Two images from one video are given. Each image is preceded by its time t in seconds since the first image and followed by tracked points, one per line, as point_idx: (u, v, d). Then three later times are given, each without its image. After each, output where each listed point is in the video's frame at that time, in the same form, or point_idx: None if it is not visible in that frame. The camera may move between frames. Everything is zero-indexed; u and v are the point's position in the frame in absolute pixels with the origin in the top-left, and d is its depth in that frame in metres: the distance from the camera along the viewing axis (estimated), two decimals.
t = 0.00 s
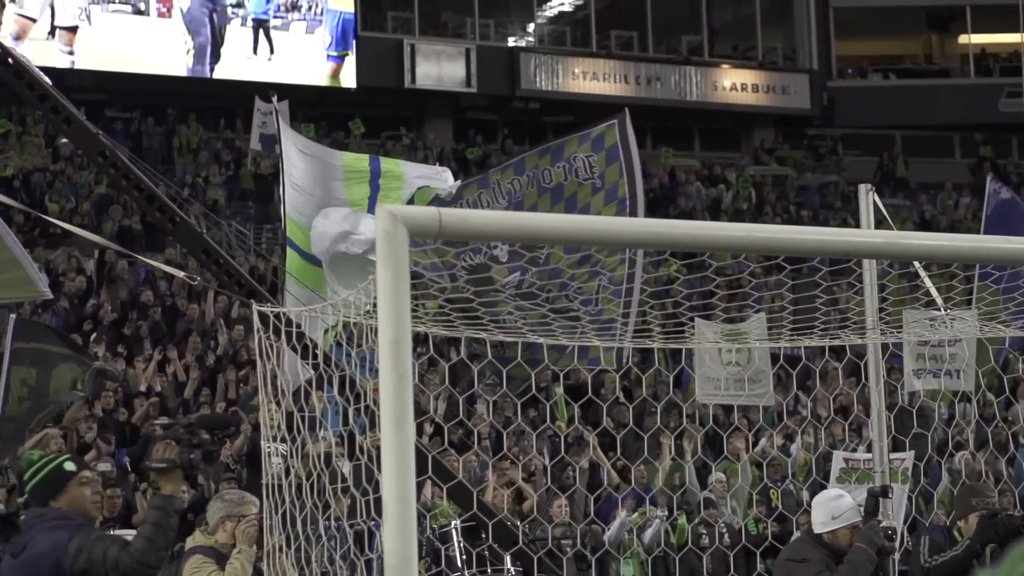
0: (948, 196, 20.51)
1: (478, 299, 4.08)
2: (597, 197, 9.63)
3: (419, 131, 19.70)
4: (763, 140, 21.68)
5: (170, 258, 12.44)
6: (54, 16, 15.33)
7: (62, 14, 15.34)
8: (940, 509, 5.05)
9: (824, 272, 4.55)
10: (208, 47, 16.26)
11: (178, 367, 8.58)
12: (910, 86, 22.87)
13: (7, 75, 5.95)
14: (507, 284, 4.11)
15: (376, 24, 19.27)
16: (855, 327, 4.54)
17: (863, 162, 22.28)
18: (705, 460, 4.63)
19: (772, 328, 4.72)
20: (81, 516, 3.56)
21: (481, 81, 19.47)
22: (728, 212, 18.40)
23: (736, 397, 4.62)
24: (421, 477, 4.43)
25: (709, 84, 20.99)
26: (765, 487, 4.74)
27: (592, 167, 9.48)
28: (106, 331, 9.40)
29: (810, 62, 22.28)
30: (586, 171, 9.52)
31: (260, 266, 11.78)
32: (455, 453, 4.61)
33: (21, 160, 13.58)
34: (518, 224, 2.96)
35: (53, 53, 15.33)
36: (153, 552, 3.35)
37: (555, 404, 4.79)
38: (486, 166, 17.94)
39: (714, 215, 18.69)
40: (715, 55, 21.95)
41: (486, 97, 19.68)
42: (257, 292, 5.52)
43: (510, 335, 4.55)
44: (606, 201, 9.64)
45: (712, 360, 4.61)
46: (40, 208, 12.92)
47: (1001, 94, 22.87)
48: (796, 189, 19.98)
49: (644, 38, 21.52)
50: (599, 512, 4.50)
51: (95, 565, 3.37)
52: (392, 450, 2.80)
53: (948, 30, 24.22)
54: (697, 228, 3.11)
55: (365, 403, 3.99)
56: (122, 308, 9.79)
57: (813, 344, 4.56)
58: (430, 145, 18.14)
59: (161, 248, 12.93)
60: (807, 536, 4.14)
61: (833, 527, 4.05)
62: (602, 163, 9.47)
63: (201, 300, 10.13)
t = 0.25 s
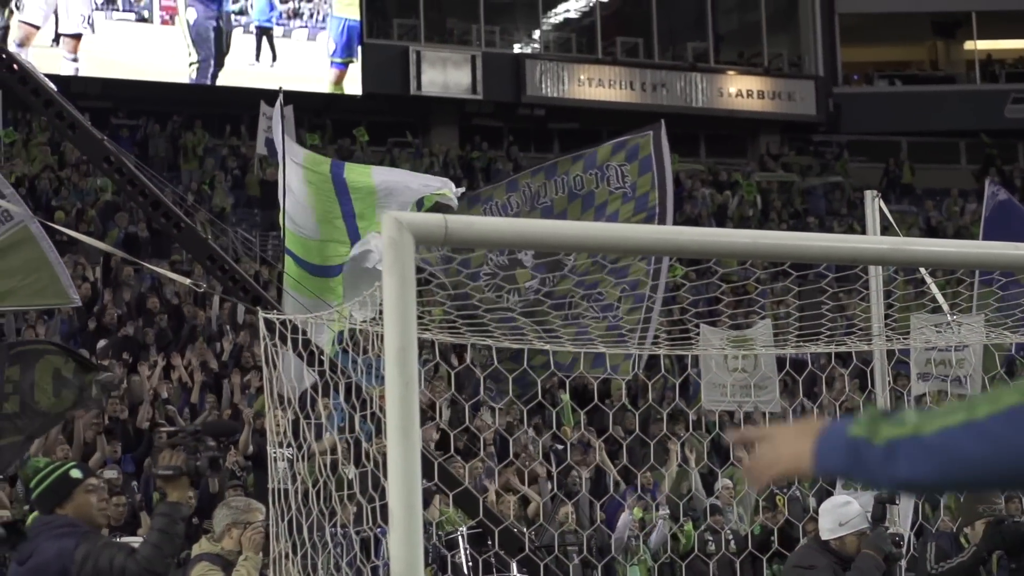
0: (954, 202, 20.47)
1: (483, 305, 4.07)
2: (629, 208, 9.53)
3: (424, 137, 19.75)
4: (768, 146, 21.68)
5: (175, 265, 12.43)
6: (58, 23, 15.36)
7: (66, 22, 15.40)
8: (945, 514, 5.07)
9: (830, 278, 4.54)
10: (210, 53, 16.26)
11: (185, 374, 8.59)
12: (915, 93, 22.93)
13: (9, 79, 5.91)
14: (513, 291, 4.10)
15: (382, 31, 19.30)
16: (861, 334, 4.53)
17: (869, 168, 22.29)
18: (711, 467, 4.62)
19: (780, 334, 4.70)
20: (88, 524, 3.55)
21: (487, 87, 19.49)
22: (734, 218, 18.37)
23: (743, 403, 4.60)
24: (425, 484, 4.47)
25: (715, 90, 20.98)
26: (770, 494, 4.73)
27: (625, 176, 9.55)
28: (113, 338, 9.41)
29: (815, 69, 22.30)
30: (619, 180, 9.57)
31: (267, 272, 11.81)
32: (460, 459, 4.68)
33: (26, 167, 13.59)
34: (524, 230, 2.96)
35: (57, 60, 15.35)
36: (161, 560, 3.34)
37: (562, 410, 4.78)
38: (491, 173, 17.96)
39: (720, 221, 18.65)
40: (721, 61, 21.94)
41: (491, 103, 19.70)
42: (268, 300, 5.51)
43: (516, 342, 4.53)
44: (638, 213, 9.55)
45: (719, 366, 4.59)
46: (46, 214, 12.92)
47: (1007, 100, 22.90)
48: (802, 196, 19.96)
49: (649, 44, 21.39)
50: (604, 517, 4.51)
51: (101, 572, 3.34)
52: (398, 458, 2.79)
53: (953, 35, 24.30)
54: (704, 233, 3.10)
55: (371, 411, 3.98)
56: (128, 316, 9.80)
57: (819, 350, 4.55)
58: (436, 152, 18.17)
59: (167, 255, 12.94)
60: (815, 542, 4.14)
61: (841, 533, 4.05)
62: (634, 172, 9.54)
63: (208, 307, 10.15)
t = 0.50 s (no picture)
0: (961, 208, 20.43)
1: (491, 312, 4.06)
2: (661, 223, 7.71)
3: (431, 143, 19.76)
4: (774, 153, 21.67)
5: (183, 272, 12.44)
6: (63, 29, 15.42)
7: (71, 28, 15.44)
8: (953, 522, 5.04)
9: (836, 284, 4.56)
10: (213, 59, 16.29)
11: (193, 382, 8.60)
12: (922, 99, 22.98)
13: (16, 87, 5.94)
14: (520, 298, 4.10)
15: (388, 38, 19.35)
16: (868, 340, 4.53)
17: (875, 174, 22.34)
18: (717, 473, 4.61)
19: (786, 340, 4.70)
20: (95, 531, 3.57)
21: (493, 94, 19.53)
22: (741, 224, 18.34)
23: (750, 409, 4.59)
24: (432, 490, 4.43)
25: (721, 96, 20.92)
26: (778, 500, 4.72)
27: (659, 187, 7.74)
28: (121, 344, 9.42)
29: (822, 75, 22.33)
30: (652, 191, 7.76)
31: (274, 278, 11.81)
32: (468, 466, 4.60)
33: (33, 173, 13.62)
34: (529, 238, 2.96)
35: (62, 67, 15.43)
36: (168, 567, 3.35)
37: (569, 418, 4.79)
38: (498, 179, 17.95)
39: (727, 227, 18.61)
40: (728, 68, 21.93)
41: (498, 110, 19.75)
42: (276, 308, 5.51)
43: (521, 348, 4.53)
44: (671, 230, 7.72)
45: (726, 372, 4.59)
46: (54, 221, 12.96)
47: (1013, 106, 22.95)
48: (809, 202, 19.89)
49: (656, 50, 21.49)
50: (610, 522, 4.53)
51: None
52: (405, 465, 2.78)
53: (960, 41, 24.40)
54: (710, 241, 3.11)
55: (377, 417, 3.98)
56: (136, 322, 9.83)
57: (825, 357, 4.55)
58: (443, 158, 18.17)
59: (174, 262, 12.95)
60: (823, 549, 4.13)
61: (848, 540, 4.05)
62: (670, 183, 7.71)
63: (216, 314, 10.17)
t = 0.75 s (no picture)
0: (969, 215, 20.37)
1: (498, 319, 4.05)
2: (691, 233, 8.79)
3: (438, 150, 19.74)
4: (781, 159, 21.67)
5: (190, 278, 12.44)
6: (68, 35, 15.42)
7: (77, 35, 15.44)
8: (962, 529, 5.02)
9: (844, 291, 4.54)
10: (216, 65, 16.29)
11: (200, 388, 8.61)
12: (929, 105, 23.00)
13: (23, 93, 5.93)
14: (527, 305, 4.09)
15: (395, 45, 19.37)
16: (876, 347, 4.52)
17: (883, 180, 22.34)
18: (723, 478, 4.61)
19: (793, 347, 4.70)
20: (103, 538, 3.57)
21: (500, 101, 19.55)
22: (748, 230, 18.29)
23: (757, 416, 4.59)
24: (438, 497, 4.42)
25: (728, 102, 21.03)
26: (786, 507, 4.70)
27: (694, 200, 8.78)
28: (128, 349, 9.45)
29: (830, 82, 22.35)
30: (686, 202, 8.72)
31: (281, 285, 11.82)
32: (475, 473, 4.58)
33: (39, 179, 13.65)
34: (533, 247, 2.96)
35: (68, 74, 15.42)
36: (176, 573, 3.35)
37: (576, 424, 4.78)
38: (504, 185, 17.96)
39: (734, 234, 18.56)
40: (734, 74, 21.96)
41: (505, 117, 19.78)
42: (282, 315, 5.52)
43: (528, 355, 4.51)
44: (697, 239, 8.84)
45: (733, 379, 4.58)
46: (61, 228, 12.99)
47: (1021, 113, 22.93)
48: (815, 208, 19.85)
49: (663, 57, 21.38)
50: (617, 528, 4.49)
51: None
52: (413, 472, 2.77)
53: (968, 48, 24.03)
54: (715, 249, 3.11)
55: (385, 424, 3.97)
56: (144, 329, 9.84)
57: (833, 363, 4.53)
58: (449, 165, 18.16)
59: (181, 268, 12.95)
60: (832, 557, 4.12)
61: (856, 547, 4.04)
62: (704, 198, 8.80)
63: (223, 320, 10.16)
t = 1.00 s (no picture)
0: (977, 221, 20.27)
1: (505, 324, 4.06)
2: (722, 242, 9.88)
3: (446, 156, 19.61)
4: (789, 165, 21.67)
5: (198, 284, 12.44)
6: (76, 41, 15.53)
7: (84, 40, 15.59)
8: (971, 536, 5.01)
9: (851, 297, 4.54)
10: (220, 73, 16.31)
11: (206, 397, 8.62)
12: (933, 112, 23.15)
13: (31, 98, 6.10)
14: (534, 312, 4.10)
15: (402, 51, 19.40)
16: (883, 353, 4.52)
17: (890, 186, 22.32)
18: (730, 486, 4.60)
19: (801, 354, 4.70)
20: (110, 543, 3.58)
21: (507, 107, 19.56)
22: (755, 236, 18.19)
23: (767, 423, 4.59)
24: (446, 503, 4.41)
25: (735, 109, 21.03)
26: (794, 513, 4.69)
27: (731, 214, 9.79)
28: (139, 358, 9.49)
29: (836, 87, 22.56)
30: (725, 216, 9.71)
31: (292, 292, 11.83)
32: (482, 479, 4.57)
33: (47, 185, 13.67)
34: (539, 254, 2.96)
35: (75, 79, 15.54)
36: None
37: (583, 431, 4.78)
38: (511, 191, 17.93)
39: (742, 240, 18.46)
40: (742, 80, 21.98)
41: (512, 123, 19.78)
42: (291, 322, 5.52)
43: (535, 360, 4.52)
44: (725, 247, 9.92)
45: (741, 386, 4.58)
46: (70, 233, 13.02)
47: None
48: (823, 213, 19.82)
49: (671, 63, 21.51)
50: (624, 534, 4.49)
51: None
52: (420, 477, 2.77)
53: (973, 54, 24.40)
54: (721, 257, 3.10)
55: (392, 430, 3.97)
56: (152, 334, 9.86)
57: (841, 370, 4.54)
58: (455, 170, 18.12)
59: (189, 273, 12.95)
60: (841, 562, 4.12)
61: (865, 553, 4.04)
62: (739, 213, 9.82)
63: (231, 326, 10.16)
